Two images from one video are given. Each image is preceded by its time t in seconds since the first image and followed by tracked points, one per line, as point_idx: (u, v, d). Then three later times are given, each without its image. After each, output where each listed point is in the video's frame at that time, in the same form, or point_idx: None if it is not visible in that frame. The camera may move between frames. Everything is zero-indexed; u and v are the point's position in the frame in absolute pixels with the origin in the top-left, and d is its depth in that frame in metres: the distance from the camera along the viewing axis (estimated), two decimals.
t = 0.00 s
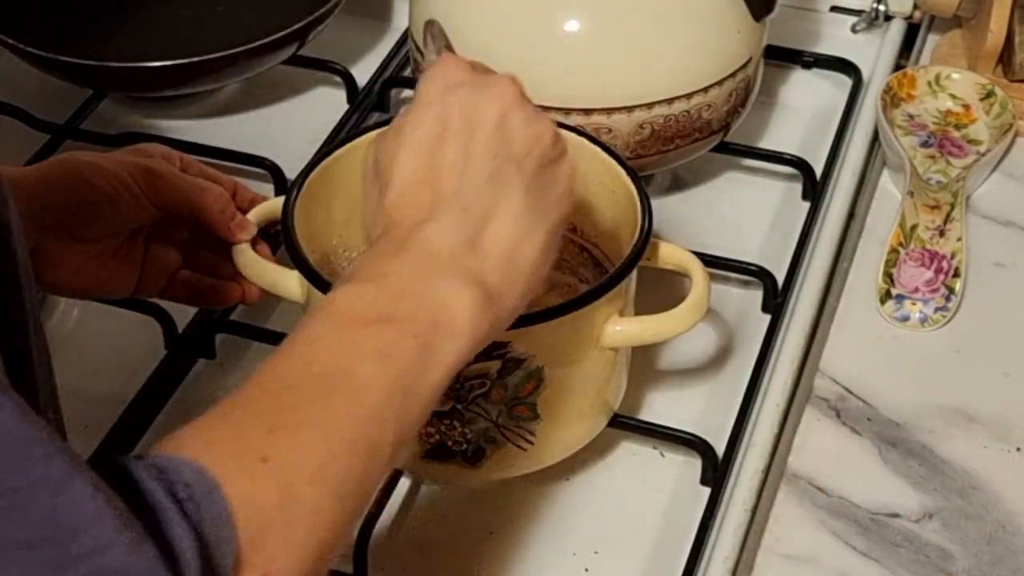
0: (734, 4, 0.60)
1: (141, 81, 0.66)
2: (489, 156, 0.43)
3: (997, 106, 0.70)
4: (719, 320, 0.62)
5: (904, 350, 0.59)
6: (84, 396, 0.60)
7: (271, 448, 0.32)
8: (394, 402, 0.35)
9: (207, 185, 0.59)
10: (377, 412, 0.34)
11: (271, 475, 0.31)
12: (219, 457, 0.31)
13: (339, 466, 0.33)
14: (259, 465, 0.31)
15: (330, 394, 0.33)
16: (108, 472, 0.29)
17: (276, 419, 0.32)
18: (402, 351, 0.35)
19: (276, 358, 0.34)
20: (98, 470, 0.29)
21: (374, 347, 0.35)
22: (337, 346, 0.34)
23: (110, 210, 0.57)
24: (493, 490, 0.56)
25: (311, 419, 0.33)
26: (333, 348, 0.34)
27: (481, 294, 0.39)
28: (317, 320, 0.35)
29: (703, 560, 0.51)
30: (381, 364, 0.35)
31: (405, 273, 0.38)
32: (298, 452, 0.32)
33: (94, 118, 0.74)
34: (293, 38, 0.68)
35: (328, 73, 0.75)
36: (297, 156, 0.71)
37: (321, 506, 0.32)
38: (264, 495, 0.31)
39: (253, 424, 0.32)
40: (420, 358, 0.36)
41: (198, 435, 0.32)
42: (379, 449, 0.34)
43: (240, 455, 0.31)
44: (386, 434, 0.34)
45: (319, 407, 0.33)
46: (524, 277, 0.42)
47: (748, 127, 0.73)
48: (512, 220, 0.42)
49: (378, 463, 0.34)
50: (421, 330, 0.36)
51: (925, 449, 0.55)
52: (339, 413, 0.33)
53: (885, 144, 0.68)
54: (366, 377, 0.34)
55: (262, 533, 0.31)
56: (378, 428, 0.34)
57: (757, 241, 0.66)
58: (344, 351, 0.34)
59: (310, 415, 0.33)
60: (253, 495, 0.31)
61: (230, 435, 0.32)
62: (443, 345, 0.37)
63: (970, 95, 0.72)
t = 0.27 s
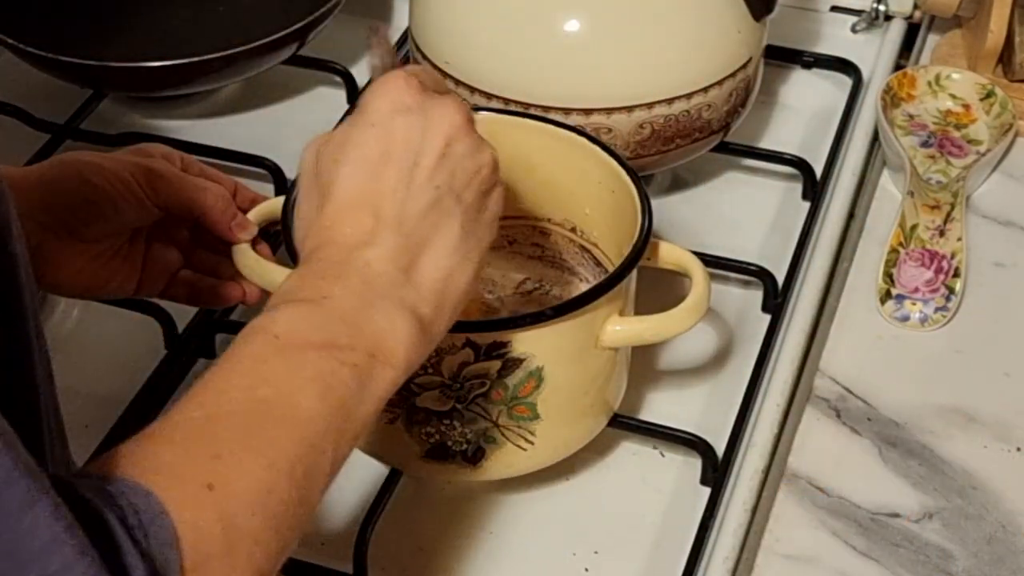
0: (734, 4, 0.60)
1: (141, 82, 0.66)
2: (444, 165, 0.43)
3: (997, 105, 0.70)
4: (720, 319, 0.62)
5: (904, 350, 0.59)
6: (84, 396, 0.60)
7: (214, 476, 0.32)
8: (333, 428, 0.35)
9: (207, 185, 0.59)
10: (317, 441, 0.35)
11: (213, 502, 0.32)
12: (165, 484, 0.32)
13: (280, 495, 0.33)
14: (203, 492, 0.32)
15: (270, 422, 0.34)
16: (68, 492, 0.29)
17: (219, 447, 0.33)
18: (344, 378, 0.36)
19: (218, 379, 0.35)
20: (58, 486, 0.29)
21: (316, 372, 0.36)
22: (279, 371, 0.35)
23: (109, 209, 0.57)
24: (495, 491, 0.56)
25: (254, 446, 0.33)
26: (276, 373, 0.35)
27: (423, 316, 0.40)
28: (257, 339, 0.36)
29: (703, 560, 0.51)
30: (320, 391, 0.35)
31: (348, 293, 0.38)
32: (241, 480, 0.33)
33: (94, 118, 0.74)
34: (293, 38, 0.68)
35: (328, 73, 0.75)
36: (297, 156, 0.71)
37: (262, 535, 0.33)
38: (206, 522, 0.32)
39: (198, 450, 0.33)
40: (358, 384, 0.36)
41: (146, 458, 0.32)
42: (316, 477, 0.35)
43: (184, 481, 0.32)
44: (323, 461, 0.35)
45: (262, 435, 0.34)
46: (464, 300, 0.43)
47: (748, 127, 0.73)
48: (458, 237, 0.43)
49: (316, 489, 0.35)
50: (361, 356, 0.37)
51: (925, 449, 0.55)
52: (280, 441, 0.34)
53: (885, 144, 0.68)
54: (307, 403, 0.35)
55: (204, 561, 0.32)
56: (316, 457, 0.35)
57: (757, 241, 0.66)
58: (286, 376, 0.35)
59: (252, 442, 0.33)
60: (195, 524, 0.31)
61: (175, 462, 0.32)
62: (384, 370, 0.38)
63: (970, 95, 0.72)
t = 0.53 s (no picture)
0: (734, 4, 0.60)
1: (142, 82, 0.66)
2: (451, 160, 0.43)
3: (997, 105, 0.70)
4: (719, 319, 0.62)
5: (904, 350, 0.59)
6: (84, 397, 0.60)
7: (248, 465, 0.30)
8: (370, 409, 0.33)
9: (208, 185, 0.59)
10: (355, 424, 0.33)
11: (248, 493, 0.30)
12: (195, 476, 0.30)
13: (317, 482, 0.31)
14: (235, 482, 0.30)
15: (305, 403, 0.32)
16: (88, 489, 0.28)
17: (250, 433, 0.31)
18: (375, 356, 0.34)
19: (245, 361, 0.32)
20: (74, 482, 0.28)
21: (348, 350, 0.33)
22: (304, 353, 0.33)
23: (109, 211, 0.57)
24: (495, 490, 0.56)
25: (288, 433, 0.31)
26: (305, 351, 0.33)
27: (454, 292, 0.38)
28: (286, 317, 0.34)
29: (702, 561, 0.51)
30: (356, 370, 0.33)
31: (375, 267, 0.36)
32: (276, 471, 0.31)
33: (94, 118, 0.74)
34: (293, 38, 0.69)
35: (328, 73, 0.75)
36: (298, 156, 0.71)
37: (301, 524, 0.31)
38: (242, 515, 0.30)
39: (229, 437, 0.30)
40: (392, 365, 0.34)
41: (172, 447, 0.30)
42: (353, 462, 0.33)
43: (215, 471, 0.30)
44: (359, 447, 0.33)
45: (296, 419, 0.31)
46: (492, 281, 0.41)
47: (749, 127, 0.73)
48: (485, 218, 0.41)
49: (353, 474, 0.33)
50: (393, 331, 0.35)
51: (924, 449, 0.55)
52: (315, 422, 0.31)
53: (885, 144, 0.68)
54: (344, 385, 0.33)
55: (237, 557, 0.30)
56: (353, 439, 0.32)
57: (757, 241, 0.66)
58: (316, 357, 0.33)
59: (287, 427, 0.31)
60: (230, 517, 0.30)
61: (203, 450, 0.30)
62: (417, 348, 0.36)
63: (971, 95, 0.72)
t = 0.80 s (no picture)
0: (734, 4, 0.60)
1: (141, 82, 0.66)
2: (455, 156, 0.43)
3: (997, 105, 0.70)
4: (720, 319, 0.62)
5: (905, 350, 0.59)
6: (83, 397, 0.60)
7: (306, 394, 0.32)
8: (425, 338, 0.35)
9: (207, 187, 0.59)
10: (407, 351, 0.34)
11: (309, 422, 0.32)
12: (260, 405, 0.32)
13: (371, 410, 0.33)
14: (297, 411, 0.32)
15: (359, 336, 0.33)
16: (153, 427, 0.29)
17: (309, 368, 0.32)
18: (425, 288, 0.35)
19: (297, 303, 0.34)
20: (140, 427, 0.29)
21: (405, 284, 0.35)
22: (356, 291, 0.34)
23: (109, 212, 0.57)
24: (496, 490, 0.56)
25: (343, 365, 0.33)
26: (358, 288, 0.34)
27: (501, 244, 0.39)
28: (335, 257, 0.35)
29: (702, 561, 0.51)
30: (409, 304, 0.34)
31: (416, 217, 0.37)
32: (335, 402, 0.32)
33: (95, 118, 0.74)
34: (293, 39, 0.69)
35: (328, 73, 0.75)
36: (298, 156, 0.71)
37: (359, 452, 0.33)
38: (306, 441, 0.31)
39: (292, 366, 0.32)
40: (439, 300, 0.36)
41: (241, 380, 0.32)
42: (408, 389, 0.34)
43: (278, 401, 0.32)
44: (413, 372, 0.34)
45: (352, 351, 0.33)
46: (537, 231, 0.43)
47: (748, 127, 0.73)
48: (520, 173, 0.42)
49: (409, 405, 0.34)
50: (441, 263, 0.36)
51: (924, 449, 0.55)
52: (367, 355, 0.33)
53: (885, 144, 0.68)
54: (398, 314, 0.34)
55: (306, 481, 0.31)
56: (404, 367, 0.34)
57: (757, 241, 0.66)
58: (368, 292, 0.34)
59: (343, 359, 0.33)
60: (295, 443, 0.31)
61: (267, 381, 0.32)
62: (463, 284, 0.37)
63: (971, 95, 0.72)
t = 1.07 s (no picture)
0: (734, 4, 0.60)
1: (142, 81, 0.66)
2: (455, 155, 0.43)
3: (997, 105, 0.70)
4: (720, 319, 0.62)
5: (905, 350, 0.59)
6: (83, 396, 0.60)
7: (326, 357, 0.33)
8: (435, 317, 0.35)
9: (207, 187, 0.59)
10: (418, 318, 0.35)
11: (329, 382, 0.33)
12: (281, 367, 0.32)
13: (386, 371, 0.34)
14: (317, 373, 0.33)
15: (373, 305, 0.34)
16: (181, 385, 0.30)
17: (327, 332, 0.33)
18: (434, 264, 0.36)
19: (316, 279, 0.35)
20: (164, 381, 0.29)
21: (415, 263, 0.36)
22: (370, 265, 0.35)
23: (110, 212, 0.57)
24: (495, 490, 0.56)
25: (358, 330, 0.34)
26: (372, 264, 0.35)
27: (506, 229, 0.40)
28: (353, 240, 0.36)
29: (702, 561, 0.51)
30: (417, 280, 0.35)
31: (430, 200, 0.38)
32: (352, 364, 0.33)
33: (95, 118, 0.74)
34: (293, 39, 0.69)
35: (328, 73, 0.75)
36: (298, 156, 0.71)
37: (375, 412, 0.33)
38: (325, 401, 0.32)
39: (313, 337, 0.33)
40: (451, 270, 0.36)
41: (263, 346, 0.33)
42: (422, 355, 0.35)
43: (298, 363, 0.33)
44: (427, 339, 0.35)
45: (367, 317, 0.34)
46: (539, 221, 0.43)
47: (748, 127, 0.73)
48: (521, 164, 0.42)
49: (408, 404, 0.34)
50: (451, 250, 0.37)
51: (924, 449, 0.55)
52: (382, 320, 0.34)
53: (885, 144, 0.68)
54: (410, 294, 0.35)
55: (325, 438, 0.32)
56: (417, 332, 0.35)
57: (757, 241, 0.66)
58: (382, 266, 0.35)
59: (359, 324, 0.34)
60: (314, 401, 0.32)
61: (287, 346, 0.33)
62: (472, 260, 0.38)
63: (971, 95, 0.72)
